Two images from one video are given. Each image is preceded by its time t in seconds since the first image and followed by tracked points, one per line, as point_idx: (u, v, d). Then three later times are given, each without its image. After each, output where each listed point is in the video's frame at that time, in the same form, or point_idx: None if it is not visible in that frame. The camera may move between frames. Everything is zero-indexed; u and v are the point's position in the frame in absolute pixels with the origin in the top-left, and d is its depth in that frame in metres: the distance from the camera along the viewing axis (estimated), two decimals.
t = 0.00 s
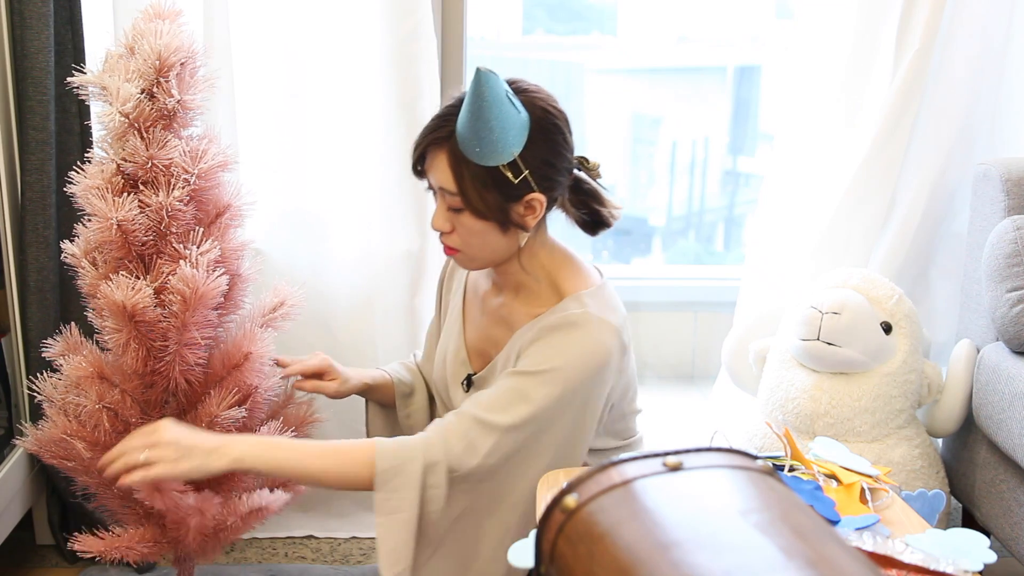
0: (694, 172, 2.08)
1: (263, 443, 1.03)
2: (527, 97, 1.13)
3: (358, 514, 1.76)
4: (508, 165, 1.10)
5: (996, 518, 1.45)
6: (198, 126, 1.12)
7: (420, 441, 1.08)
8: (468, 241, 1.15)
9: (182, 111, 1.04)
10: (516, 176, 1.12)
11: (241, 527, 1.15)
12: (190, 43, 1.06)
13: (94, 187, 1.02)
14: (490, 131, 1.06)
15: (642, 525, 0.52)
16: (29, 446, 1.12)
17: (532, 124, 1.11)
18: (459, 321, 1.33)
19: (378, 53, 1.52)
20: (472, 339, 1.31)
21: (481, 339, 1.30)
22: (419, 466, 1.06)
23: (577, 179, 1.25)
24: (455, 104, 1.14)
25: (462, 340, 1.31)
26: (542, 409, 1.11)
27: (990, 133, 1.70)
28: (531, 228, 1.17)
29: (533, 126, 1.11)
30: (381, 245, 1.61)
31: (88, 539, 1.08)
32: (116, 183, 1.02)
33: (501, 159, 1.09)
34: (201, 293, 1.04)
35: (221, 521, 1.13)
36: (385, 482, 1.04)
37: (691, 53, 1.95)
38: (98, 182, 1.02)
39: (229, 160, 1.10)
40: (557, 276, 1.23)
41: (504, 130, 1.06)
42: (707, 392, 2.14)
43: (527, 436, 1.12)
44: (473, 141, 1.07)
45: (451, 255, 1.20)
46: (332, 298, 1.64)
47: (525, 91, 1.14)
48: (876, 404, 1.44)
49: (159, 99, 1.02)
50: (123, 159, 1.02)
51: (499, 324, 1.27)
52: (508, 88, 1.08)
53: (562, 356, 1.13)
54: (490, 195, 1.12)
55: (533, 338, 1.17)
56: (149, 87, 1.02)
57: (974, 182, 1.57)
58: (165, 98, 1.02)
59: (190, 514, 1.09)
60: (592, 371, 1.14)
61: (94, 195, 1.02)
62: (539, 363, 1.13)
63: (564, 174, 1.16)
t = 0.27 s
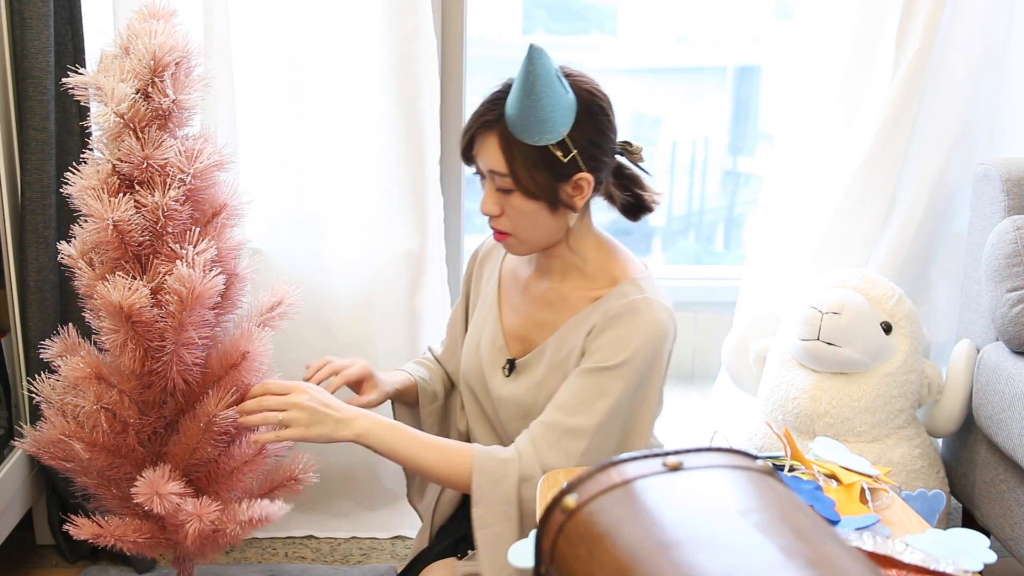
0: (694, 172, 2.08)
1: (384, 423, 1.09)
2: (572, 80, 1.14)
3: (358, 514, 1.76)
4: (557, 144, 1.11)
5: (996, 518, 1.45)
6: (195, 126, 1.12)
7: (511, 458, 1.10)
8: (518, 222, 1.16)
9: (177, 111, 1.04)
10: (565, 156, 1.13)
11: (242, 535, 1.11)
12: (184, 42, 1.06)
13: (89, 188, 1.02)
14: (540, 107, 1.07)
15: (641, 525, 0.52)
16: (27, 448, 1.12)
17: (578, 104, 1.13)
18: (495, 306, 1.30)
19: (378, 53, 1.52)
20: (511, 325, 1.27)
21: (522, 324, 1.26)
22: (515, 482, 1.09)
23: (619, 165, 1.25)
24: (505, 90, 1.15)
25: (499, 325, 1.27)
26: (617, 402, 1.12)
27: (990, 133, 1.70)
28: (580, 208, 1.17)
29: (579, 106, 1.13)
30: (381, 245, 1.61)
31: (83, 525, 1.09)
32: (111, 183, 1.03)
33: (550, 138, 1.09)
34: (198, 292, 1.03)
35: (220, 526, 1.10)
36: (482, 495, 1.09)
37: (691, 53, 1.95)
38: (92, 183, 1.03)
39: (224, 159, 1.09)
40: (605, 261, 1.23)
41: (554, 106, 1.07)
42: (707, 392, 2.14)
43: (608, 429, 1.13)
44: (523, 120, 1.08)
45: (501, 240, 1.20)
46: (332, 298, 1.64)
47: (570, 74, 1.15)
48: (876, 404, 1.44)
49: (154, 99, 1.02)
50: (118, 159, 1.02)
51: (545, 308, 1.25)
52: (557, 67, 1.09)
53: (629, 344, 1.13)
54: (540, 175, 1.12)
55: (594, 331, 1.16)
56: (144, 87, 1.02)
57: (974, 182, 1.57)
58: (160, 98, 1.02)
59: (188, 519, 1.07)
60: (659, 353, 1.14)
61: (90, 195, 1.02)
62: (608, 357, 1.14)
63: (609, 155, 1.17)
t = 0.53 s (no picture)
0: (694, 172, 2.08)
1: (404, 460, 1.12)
2: (610, 74, 1.18)
3: (358, 514, 1.76)
4: (597, 135, 1.14)
5: (996, 518, 1.44)
6: (198, 126, 1.12)
7: (536, 443, 1.16)
8: (560, 213, 1.19)
9: (183, 111, 1.04)
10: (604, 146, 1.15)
11: (242, 537, 1.10)
12: (191, 43, 1.06)
13: (95, 187, 1.02)
14: (578, 97, 1.11)
15: (641, 525, 0.52)
16: (29, 446, 1.12)
17: (617, 97, 1.16)
18: (528, 293, 1.31)
19: (378, 53, 1.52)
20: (543, 313, 1.28)
21: (556, 311, 1.27)
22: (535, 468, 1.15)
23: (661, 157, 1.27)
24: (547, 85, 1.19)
25: (532, 311, 1.29)
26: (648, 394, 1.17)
27: (990, 133, 1.70)
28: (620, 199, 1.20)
29: (619, 100, 1.16)
30: (381, 245, 1.61)
31: (85, 529, 1.09)
32: (117, 182, 1.03)
33: (588, 128, 1.13)
34: (201, 292, 1.03)
35: (221, 528, 1.09)
36: (505, 486, 1.14)
37: (691, 53, 1.95)
38: (98, 182, 1.02)
39: (229, 160, 1.09)
40: (645, 257, 1.25)
41: (592, 96, 1.11)
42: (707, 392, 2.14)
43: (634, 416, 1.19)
44: (562, 110, 1.12)
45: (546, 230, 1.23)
46: (332, 298, 1.64)
47: (610, 69, 1.18)
48: (876, 404, 1.44)
49: (160, 98, 1.02)
50: (123, 159, 1.02)
51: (581, 297, 1.26)
52: (595, 61, 1.13)
53: (665, 340, 1.17)
54: (579, 165, 1.15)
55: (632, 322, 1.20)
56: (150, 87, 1.02)
57: (974, 182, 1.57)
58: (166, 98, 1.02)
59: (188, 519, 1.07)
60: (692, 350, 1.19)
61: (94, 194, 1.02)
62: (644, 350, 1.18)
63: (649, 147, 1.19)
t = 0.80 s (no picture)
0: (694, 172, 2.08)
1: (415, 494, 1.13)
2: (620, 70, 1.18)
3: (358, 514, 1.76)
4: (603, 128, 1.15)
5: (996, 518, 1.45)
6: (199, 127, 1.12)
7: (548, 448, 1.16)
8: (567, 207, 1.19)
9: (183, 112, 1.04)
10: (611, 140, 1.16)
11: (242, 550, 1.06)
12: (191, 43, 1.06)
13: (94, 188, 1.02)
14: (584, 89, 1.11)
15: (641, 525, 0.52)
16: (29, 447, 1.12)
17: (625, 92, 1.16)
18: (536, 292, 1.31)
19: (378, 53, 1.52)
20: (551, 311, 1.28)
21: (564, 310, 1.27)
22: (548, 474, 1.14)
23: (672, 158, 1.26)
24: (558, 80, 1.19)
25: (540, 309, 1.29)
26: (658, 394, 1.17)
27: (990, 133, 1.70)
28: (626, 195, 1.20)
29: (627, 95, 1.16)
30: (381, 245, 1.61)
31: (87, 534, 1.08)
32: (117, 183, 1.03)
33: (594, 121, 1.13)
34: (202, 293, 1.03)
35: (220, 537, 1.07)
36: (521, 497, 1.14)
37: (691, 53, 1.95)
38: (98, 183, 1.02)
39: (229, 161, 1.09)
40: (653, 257, 1.25)
41: (599, 88, 1.11)
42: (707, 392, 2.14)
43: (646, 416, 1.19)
44: (569, 101, 1.12)
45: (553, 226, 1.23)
46: (332, 299, 1.64)
47: (620, 66, 1.19)
48: (876, 404, 1.44)
49: (161, 99, 1.02)
50: (123, 160, 1.02)
51: (591, 295, 1.26)
52: (603, 54, 1.13)
53: (677, 340, 1.17)
54: (586, 158, 1.15)
55: (643, 323, 1.20)
56: (150, 88, 1.02)
57: (974, 182, 1.57)
58: (167, 99, 1.02)
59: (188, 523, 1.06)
60: (702, 351, 1.19)
61: (94, 195, 1.02)
62: (655, 351, 1.18)
63: (657, 144, 1.19)
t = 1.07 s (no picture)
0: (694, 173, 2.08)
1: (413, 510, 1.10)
2: (614, 70, 1.18)
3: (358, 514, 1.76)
4: (596, 126, 1.15)
5: (996, 518, 1.44)
6: (199, 127, 1.12)
7: (545, 452, 1.15)
8: (561, 206, 1.18)
9: (182, 111, 1.04)
10: (604, 138, 1.16)
11: (241, 557, 1.08)
12: (190, 43, 1.06)
13: (94, 187, 1.02)
14: (576, 84, 1.11)
15: (641, 525, 0.52)
16: (28, 447, 1.12)
17: (619, 90, 1.16)
18: (532, 294, 1.31)
19: (378, 53, 1.52)
20: (547, 313, 1.28)
21: (559, 311, 1.27)
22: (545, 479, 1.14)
23: (666, 159, 1.26)
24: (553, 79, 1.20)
25: (536, 312, 1.29)
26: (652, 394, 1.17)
27: (990, 133, 1.70)
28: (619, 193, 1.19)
29: (621, 93, 1.16)
30: (381, 245, 1.61)
31: (86, 529, 1.09)
32: (117, 182, 1.02)
33: (586, 118, 1.13)
34: (201, 292, 1.03)
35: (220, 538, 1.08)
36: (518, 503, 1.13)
37: (691, 53, 1.95)
38: (98, 182, 1.02)
39: (229, 160, 1.09)
40: (647, 256, 1.25)
41: (591, 84, 1.12)
42: (707, 392, 2.14)
43: (642, 417, 1.18)
44: (561, 96, 1.12)
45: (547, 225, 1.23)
46: (332, 299, 1.64)
47: (614, 65, 1.19)
48: (876, 404, 1.44)
49: (159, 98, 1.02)
50: (123, 159, 1.02)
51: (585, 296, 1.26)
52: (595, 51, 1.14)
53: (670, 340, 1.17)
54: (579, 156, 1.16)
55: (638, 323, 1.19)
56: (150, 87, 1.02)
57: (974, 182, 1.57)
58: (165, 98, 1.02)
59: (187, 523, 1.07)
60: (696, 350, 1.18)
61: (94, 195, 1.02)
62: (649, 351, 1.17)
63: (650, 142, 1.19)
